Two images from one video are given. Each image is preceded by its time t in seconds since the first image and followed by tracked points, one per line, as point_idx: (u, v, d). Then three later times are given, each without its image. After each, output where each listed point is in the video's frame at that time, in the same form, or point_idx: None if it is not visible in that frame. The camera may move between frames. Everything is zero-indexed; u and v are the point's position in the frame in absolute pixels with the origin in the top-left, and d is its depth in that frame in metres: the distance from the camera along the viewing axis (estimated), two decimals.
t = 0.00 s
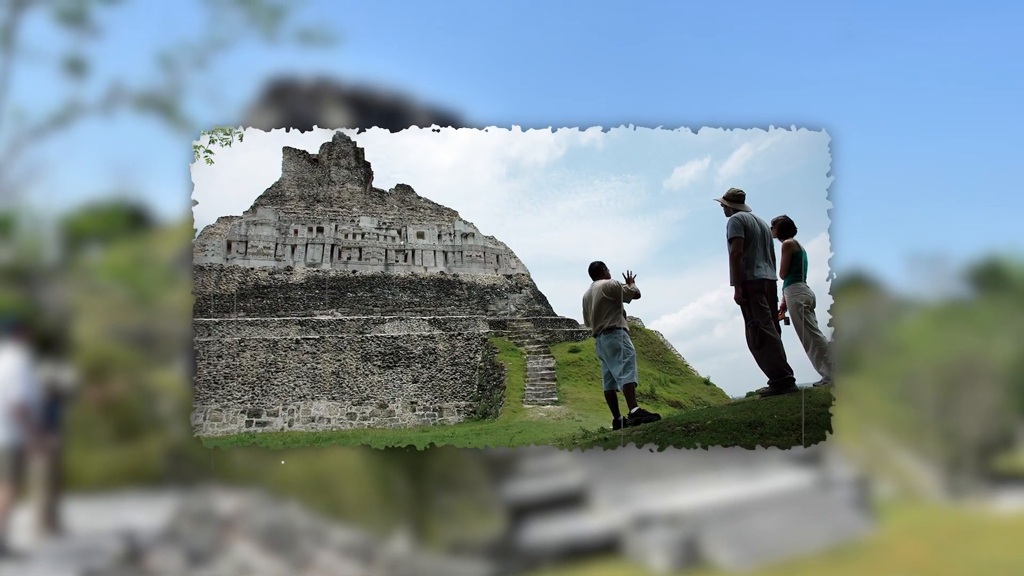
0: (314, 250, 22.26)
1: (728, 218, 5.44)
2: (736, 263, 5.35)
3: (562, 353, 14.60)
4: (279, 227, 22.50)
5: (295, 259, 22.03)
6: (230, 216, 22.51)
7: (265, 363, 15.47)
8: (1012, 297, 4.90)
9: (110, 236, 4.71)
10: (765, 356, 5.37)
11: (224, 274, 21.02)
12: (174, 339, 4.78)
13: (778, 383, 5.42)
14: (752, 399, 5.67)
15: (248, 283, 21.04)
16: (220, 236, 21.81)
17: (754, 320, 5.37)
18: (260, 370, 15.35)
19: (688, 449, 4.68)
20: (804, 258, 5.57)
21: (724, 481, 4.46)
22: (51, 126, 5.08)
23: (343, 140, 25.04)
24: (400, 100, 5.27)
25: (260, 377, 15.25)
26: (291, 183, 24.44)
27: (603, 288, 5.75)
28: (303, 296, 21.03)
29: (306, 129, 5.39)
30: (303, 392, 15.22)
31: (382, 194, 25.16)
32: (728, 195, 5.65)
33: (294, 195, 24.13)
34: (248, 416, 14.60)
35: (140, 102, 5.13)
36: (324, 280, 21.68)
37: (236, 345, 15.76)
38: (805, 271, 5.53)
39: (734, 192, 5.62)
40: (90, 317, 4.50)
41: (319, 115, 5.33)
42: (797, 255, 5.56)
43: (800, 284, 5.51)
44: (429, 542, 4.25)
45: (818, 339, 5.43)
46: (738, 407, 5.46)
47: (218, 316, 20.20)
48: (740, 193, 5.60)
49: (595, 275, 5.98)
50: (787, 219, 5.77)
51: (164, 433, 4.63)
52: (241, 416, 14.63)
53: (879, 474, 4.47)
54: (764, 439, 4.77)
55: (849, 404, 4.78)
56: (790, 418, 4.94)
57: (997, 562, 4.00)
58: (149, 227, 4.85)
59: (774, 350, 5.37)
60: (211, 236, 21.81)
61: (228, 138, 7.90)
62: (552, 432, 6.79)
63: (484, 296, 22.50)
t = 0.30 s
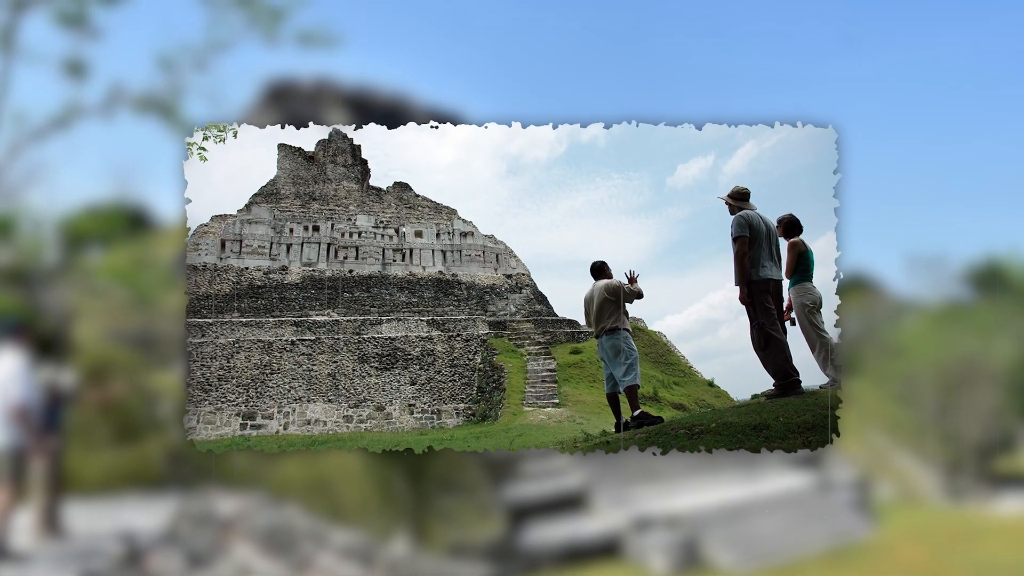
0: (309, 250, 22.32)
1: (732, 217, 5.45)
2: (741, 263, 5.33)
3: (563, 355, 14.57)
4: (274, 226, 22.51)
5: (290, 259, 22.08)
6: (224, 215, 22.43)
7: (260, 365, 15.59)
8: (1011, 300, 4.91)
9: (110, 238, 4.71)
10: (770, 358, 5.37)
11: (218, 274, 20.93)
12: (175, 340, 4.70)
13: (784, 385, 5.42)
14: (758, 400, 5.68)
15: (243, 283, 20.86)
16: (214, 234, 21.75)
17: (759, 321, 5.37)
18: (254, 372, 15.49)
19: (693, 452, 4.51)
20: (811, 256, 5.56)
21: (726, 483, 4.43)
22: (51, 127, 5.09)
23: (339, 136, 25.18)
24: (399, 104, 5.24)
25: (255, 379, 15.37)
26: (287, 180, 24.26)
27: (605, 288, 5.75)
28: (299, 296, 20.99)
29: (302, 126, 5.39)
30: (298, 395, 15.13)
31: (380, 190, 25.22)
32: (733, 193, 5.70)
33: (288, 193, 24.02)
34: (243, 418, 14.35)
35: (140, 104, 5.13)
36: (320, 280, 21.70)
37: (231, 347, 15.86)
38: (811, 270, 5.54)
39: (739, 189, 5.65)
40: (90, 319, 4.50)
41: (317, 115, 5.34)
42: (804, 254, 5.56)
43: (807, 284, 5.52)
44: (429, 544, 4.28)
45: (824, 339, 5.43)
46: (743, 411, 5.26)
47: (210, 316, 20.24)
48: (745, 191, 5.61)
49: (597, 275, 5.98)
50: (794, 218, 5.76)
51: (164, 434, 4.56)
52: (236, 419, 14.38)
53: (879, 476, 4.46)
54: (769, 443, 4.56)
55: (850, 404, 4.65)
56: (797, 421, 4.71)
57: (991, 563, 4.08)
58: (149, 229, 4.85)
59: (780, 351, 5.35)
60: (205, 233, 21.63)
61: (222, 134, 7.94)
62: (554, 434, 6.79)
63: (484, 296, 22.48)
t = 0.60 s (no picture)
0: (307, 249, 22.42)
1: (738, 215, 5.43)
2: (748, 263, 5.34)
3: (565, 356, 14.57)
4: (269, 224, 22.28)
5: (285, 259, 22.00)
6: (219, 214, 22.59)
7: (255, 367, 15.62)
8: (1012, 303, 4.90)
9: (110, 240, 4.72)
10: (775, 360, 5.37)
11: (213, 274, 21.02)
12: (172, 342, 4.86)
13: (790, 387, 5.43)
14: (763, 403, 5.69)
15: (237, 283, 20.95)
16: (208, 233, 21.95)
17: (765, 321, 5.38)
18: (249, 374, 15.55)
19: (696, 456, 4.61)
20: (817, 255, 5.58)
21: (725, 485, 4.43)
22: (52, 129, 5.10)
23: (333, 133, 25.13)
24: (400, 109, 5.26)
25: (249, 380, 15.41)
26: (281, 179, 24.46)
27: (607, 288, 5.75)
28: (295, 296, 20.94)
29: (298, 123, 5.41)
30: (294, 397, 15.12)
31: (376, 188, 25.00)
32: (737, 191, 5.67)
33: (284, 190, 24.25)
34: (237, 421, 14.46)
35: (141, 106, 5.14)
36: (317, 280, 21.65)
37: (226, 348, 15.90)
38: (817, 271, 5.53)
39: (744, 186, 5.64)
40: (91, 321, 4.51)
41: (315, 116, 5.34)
42: (810, 253, 5.58)
43: (813, 284, 5.52)
44: (429, 546, 4.26)
45: (831, 340, 5.44)
46: (748, 412, 5.37)
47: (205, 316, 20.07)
48: (750, 189, 5.64)
49: (598, 275, 5.97)
50: (800, 216, 5.75)
51: (163, 437, 4.63)
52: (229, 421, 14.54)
53: (880, 478, 4.45)
54: (775, 446, 4.65)
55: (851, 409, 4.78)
56: (804, 424, 4.80)
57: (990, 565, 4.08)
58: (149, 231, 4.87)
59: (786, 352, 5.35)
60: (198, 233, 22.07)
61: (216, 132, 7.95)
62: (556, 437, 6.80)
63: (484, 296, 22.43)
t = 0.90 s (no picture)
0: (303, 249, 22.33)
1: (742, 213, 5.45)
2: (752, 262, 5.34)
3: (566, 358, 14.60)
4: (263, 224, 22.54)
5: (280, 258, 22.02)
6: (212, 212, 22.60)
7: (250, 369, 15.46)
8: (1009, 306, 4.94)
9: (110, 242, 4.75)
10: (780, 361, 5.39)
11: (205, 275, 20.88)
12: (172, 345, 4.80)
13: (795, 390, 5.44)
14: (768, 405, 5.70)
15: (231, 283, 20.72)
16: (200, 232, 21.83)
17: (770, 322, 5.38)
18: (243, 376, 15.34)
19: (699, 459, 4.68)
20: (822, 254, 5.65)
21: (725, 488, 4.44)
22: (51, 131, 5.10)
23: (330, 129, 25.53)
24: (401, 109, 5.21)
25: (243, 383, 15.19)
26: (275, 175, 24.74)
27: (610, 288, 5.74)
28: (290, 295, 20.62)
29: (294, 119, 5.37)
30: (290, 400, 15.10)
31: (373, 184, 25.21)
32: (741, 189, 5.71)
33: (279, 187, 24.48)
34: (232, 424, 14.50)
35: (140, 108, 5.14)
36: (312, 280, 21.31)
37: (220, 348, 15.82)
38: (822, 271, 5.60)
39: (749, 184, 5.67)
40: (91, 323, 4.54)
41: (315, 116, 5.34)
42: (816, 252, 5.63)
43: (818, 284, 5.58)
44: (429, 548, 4.22)
45: (838, 342, 5.46)
46: (752, 414, 5.46)
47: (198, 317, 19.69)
48: (754, 186, 5.66)
49: (600, 274, 5.97)
50: (806, 215, 5.80)
51: (164, 439, 4.66)
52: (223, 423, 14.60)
53: (880, 480, 4.45)
54: (778, 450, 4.75)
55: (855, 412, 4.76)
56: (809, 426, 4.97)
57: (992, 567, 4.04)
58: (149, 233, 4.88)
59: (791, 354, 5.35)
60: (191, 232, 21.87)
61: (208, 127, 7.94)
62: (556, 440, 6.82)
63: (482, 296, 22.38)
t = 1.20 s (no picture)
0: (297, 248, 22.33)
1: (747, 212, 5.46)
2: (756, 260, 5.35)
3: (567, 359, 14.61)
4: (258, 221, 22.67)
5: (276, 257, 22.02)
6: (206, 211, 22.82)
7: (244, 370, 15.54)
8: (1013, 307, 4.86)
9: (111, 245, 4.75)
10: (785, 361, 5.42)
11: (200, 274, 20.80)
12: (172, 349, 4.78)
13: (802, 392, 5.47)
14: (772, 408, 5.73)
15: (226, 283, 20.73)
16: (194, 232, 22.14)
17: (775, 322, 5.40)
18: (239, 377, 15.39)
19: (703, 463, 4.68)
20: (829, 254, 5.70)
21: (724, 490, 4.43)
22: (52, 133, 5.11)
23: (327, 123, 25.64)
24: (401, 104, 5.20)
25: (238, 385, 15.23)
26: (270, 171, 25.05)
27: (612, 289, 5.73)
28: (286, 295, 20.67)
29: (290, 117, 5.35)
30: (284, 403, 15.07)
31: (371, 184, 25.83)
32: (746, 186, 5.71)
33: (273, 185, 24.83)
34: (226, 426, 14.46)
35: (141, 110, 5.14)
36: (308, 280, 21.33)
37: (215, 350, 15.82)
38: (830, 270, 5.65)
39: (754, 181, 5.67)
40: (91, 325, 4.51)
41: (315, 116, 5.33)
42: (822, 251, 5.68)
43: (824, 285, 5.61)
44: (429, 550, 4.24)
45: (844, 343, 5.53)
46: (756, 417, 5.49)
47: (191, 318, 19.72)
48: (758, 184, 5.65)
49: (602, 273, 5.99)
50: (812, 214, 5.84)
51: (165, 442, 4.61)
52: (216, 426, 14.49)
53: (879, 481, 4.48)
54: (784, 453, 4.75)
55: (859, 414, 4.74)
56: (814, 429, 4.98)
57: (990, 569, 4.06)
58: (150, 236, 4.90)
59: (797, 355, 5.37)
60: (185, 232, 22.21)
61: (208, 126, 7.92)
62: (557, 443, 6.82)
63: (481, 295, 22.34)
